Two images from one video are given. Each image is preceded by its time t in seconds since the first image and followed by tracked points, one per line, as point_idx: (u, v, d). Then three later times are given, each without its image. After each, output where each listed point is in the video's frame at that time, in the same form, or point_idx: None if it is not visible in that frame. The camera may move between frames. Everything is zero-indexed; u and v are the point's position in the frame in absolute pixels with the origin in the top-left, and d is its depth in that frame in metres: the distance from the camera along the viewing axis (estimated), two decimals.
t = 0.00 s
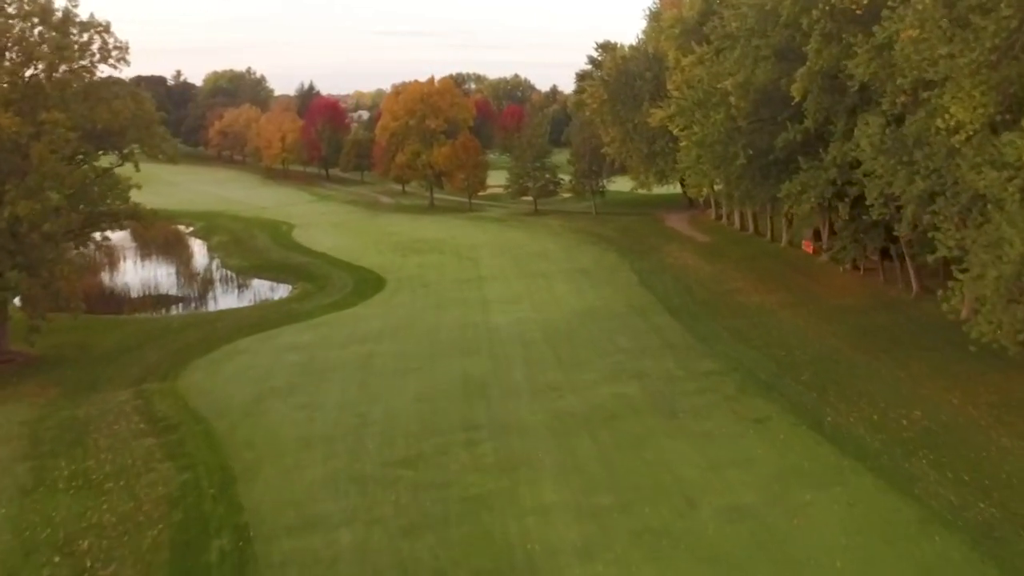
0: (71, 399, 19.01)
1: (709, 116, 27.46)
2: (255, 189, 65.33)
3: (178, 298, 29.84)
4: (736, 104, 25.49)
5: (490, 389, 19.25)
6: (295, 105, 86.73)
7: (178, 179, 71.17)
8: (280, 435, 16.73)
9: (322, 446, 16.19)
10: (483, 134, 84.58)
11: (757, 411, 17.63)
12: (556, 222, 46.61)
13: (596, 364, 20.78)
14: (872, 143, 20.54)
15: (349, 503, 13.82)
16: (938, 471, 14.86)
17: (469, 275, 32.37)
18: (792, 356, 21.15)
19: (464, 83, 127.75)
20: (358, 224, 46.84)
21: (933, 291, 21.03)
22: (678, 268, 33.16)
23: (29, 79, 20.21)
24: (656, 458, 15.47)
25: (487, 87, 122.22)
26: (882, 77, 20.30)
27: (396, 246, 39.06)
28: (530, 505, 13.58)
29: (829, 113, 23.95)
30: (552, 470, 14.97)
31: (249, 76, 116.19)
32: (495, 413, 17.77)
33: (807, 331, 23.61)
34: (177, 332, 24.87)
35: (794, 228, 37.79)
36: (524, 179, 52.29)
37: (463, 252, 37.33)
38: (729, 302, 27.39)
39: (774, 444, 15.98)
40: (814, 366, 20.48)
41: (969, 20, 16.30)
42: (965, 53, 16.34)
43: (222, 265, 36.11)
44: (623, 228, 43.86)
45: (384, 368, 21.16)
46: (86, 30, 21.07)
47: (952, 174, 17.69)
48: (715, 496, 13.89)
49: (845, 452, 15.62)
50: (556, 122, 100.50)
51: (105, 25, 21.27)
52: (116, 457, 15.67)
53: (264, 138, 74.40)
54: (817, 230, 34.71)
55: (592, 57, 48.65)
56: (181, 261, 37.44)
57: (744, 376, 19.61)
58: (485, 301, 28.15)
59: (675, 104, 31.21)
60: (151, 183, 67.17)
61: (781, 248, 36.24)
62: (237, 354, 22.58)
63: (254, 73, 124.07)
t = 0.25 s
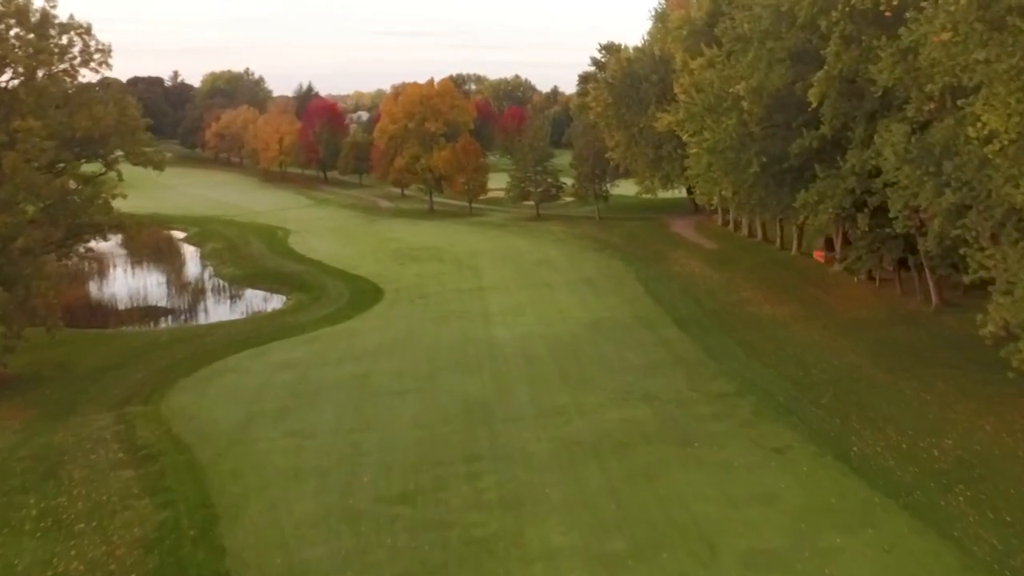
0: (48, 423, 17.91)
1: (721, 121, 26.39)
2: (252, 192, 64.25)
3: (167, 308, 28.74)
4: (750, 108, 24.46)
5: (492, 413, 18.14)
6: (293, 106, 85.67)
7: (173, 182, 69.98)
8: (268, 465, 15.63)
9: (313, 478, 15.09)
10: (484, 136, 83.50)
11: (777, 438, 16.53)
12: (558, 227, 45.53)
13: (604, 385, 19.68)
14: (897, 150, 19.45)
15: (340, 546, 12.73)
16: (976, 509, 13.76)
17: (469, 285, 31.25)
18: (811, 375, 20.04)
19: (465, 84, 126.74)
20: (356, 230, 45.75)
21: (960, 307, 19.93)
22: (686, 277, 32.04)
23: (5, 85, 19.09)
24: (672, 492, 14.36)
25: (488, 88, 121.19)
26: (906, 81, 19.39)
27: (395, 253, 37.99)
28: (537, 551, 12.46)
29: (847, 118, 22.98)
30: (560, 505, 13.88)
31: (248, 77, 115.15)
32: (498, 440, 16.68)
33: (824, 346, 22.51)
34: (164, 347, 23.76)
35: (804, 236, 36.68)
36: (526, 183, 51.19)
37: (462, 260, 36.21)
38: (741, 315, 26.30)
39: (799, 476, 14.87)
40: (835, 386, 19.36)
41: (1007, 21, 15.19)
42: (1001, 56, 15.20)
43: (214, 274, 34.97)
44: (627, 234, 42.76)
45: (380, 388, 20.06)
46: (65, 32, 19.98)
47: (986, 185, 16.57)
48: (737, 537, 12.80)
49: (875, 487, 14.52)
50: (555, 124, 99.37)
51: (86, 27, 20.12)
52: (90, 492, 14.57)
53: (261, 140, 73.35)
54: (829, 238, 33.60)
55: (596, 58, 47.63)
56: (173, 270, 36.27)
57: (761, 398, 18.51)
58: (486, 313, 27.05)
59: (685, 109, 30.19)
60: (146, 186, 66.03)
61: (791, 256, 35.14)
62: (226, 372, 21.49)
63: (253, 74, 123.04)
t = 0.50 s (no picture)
0: (18, 456, 16.65)
1: (735, 128, 25.12)
2: (248, 196, 62.97)
3: (155, 322, 27.49)
4: (766, 115, 23.19)
5: (496, 446, 16.87)
6: (291, 108, 84.44)
7: (168, 185, 68.67)
8: (253, 507, 14.36)
9: (301, 524, 13.82)
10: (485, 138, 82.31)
11: (806, 477, 15.25)
12: (562, 234, 44.31)
13: (616, 414, 18.40)
14: (928, 162, 18.18)
15: None
16: None
17: (470, 298, 29.98)
18: (836, 403, 18.78)
19: (464, 85, 125.59)
20: (353, 237, 44.50)
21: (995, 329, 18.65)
22: (696, 290, 30.77)
23: None
24: (695, 543, 13.08)
25: (488, 89, 120.06)
26: (939, 88, 18.12)
27: (393, 262, 36.73)
28: None
29: (870, 126, 21.72)
30: (571, 561, 12.58)
31: (246, 79, 113.96)
32: (503, 478, 15.43)
33: (847, 369, 21.23)
34: (149, 367, 22.48)
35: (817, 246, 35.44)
36: (528, 189, 49.90)
37: (463, 270, 34.93)
38: (756, 332, 25.04)
39: (833, 523, 13.59)
40: (863, 416, 18.10)
41: None
42: None
43: (205, 284, 33.69)
44: (633, 242, 41.52)
45: (376, 416, 18.80)
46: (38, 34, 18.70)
47: None
48: None
49: (916, 535, 13.26)
50: (556, 125, 98.07)
51: (60, 29, 18.84)
52: (57, 540, 13.31)
53: (258, 143, 72.11)
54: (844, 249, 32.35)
55: (600, 61, 46.47)
56: (162, 279, 34.97)
57: (784, 429, 17.26)
58: (489, 329, 25.79)
59: (696, 115, 28.94)
60: (140, 190, 64.75)
61: (804, 267, 33.89)
62: (212, 396, 20.22)
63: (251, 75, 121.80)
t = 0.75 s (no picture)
0: None
1: (749, 135, 24.02)
2: (245, 199, 61.89)
3: (144, 336, 26.40)
4: (782, 122, 22.09)
5: (499, 476, 15.75)
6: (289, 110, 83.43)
7: (164, 188, 67.58)
8: (236, 548, 13.28)
9: (287, 569, 12.72)
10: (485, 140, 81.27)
11: (833, 514, 14.10)
12: (564, 240, 43.25)
13: (626, 440, 17.27)
14: (959, 172, 17.05)
15: None
16: None
17: (471, 309, 28.86)
18: (860, 428, 17.64)
19: (464, 85, 124.63)
20: (351, 243, 43.43)
21: None
22: (706, 301, 29.64)
23: None
24: None
25: (489, 90, 119.03)
26: (971, 94, 16.99)
27: (391, 269, 35.65)
28: None
29: (892, 133, 20.62)
30: None
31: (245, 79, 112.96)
32: (506, 514, 14.31)
33: (870, 389, 20.09)
34: (133, 385, 21.37)
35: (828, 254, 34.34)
36: (530, 193, 48.77)
37: (464, 278, 33.80)
38: (770, 347, 23.93)
39: (866, 569, 12.46)
40: (889, 442, 16.96)
41: None
42: None
43: (197, 294, 32.59)
44: (638, 248, 40.43)
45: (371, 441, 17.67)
46: (12, 38, 17.67)
47: None
48: None
49: None
50: (557, 126, 96.92)
51: (34, 32, 17.79)
52: None
53: (257, 144, 71.13)
54: (858, 258, 31.22)
55: (604, 62, 45.41)
56: (153, 288, 33.85)
57: (807, 458, 16.15)
58: (490, 344, 24.67)
59: (707, 120, 27.83)
60: (135, 195, 63.69)
61: (816, 276, 32.76)
62: (198, 418, 19.10)
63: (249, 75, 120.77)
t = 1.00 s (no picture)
0: None
1: (765, 144, 22.81)
2: (240, 204, 60.64)
3: (128, 352, 25.16)
4: (801, 130, 20.88)
5: (503, 520, 14.50)
6: (286, 112, 82.17)
7: (158, 192, 66.30)
8: None
9: None
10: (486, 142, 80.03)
11: (871, 567, 12.85)
12: (568, 248, 42.00)
13: (640, 477, 16.01)
14: (999, 188, 15.79)
15: None
16: None
17: (472, 324, 27.61)
18: (892, 463, 16.40)
19: (464, 86, 123.41)
20: (348, 250, 42.18)
21: None
22: (717, 316, 28.38)
23: None
24: None
25: (489, 91, 117.81)
26: (1012, 103, 15.73)
27: (389, 280, 34.41)
28: None
29: (920, 144, 19.37)
30: None
31: (242, 80, 111.67)
32: (511, 567, 13.04)
33: (898, 417, 18.82)
34: (113, 410, 20.13)
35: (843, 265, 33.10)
36: (532, 199, 47.50)
37: (465, 290, 32.54)
38: (788, 368, 22.67)
39: None
40: (924, 480, 15.70)
41: None
42: None
43: (187, 307, 31.33)
44: (644, 257, 39.19)
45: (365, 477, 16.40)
46: None
47: None
48: None
49: None
50: (559, 127, 95.59)
51: None
52: None
53: (253, 147, 69.85)
54: (876, 270, 29.98)
55: (609, 65, 44.24)
56: (142, 300, 32.57)
57: (837, 500, 14.88)
58: (492, 364, 23.42)
59: (720, 127, 26.63)
60: (129, 199, 62.41)
61: (831, 288, 31.52)
62: (181, 450, 17.83)
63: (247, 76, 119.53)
